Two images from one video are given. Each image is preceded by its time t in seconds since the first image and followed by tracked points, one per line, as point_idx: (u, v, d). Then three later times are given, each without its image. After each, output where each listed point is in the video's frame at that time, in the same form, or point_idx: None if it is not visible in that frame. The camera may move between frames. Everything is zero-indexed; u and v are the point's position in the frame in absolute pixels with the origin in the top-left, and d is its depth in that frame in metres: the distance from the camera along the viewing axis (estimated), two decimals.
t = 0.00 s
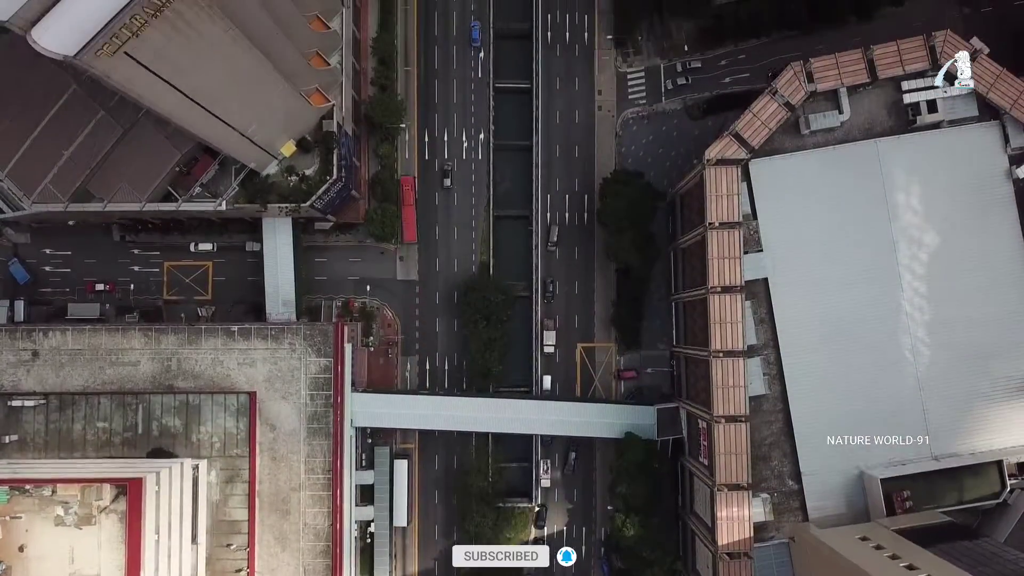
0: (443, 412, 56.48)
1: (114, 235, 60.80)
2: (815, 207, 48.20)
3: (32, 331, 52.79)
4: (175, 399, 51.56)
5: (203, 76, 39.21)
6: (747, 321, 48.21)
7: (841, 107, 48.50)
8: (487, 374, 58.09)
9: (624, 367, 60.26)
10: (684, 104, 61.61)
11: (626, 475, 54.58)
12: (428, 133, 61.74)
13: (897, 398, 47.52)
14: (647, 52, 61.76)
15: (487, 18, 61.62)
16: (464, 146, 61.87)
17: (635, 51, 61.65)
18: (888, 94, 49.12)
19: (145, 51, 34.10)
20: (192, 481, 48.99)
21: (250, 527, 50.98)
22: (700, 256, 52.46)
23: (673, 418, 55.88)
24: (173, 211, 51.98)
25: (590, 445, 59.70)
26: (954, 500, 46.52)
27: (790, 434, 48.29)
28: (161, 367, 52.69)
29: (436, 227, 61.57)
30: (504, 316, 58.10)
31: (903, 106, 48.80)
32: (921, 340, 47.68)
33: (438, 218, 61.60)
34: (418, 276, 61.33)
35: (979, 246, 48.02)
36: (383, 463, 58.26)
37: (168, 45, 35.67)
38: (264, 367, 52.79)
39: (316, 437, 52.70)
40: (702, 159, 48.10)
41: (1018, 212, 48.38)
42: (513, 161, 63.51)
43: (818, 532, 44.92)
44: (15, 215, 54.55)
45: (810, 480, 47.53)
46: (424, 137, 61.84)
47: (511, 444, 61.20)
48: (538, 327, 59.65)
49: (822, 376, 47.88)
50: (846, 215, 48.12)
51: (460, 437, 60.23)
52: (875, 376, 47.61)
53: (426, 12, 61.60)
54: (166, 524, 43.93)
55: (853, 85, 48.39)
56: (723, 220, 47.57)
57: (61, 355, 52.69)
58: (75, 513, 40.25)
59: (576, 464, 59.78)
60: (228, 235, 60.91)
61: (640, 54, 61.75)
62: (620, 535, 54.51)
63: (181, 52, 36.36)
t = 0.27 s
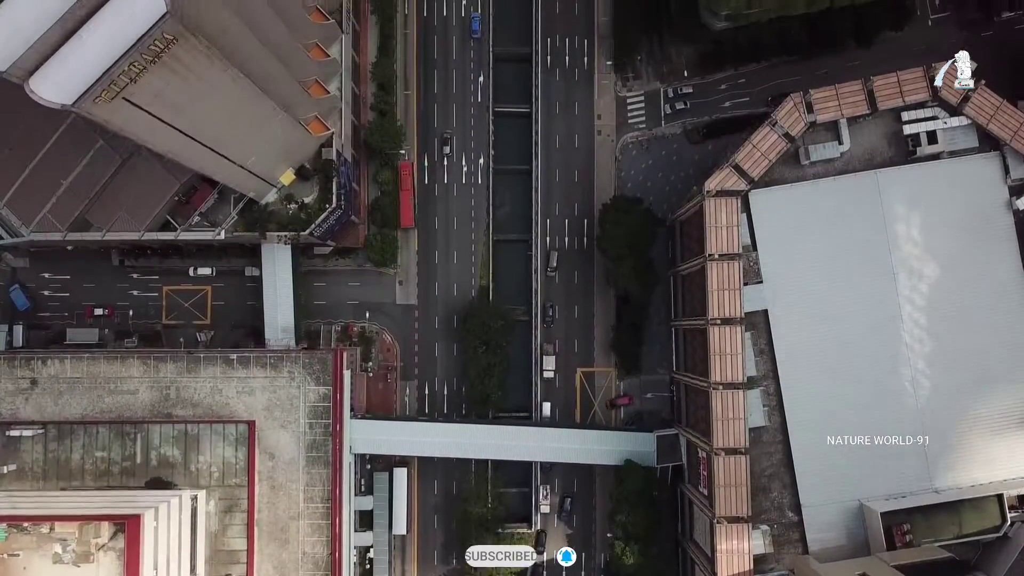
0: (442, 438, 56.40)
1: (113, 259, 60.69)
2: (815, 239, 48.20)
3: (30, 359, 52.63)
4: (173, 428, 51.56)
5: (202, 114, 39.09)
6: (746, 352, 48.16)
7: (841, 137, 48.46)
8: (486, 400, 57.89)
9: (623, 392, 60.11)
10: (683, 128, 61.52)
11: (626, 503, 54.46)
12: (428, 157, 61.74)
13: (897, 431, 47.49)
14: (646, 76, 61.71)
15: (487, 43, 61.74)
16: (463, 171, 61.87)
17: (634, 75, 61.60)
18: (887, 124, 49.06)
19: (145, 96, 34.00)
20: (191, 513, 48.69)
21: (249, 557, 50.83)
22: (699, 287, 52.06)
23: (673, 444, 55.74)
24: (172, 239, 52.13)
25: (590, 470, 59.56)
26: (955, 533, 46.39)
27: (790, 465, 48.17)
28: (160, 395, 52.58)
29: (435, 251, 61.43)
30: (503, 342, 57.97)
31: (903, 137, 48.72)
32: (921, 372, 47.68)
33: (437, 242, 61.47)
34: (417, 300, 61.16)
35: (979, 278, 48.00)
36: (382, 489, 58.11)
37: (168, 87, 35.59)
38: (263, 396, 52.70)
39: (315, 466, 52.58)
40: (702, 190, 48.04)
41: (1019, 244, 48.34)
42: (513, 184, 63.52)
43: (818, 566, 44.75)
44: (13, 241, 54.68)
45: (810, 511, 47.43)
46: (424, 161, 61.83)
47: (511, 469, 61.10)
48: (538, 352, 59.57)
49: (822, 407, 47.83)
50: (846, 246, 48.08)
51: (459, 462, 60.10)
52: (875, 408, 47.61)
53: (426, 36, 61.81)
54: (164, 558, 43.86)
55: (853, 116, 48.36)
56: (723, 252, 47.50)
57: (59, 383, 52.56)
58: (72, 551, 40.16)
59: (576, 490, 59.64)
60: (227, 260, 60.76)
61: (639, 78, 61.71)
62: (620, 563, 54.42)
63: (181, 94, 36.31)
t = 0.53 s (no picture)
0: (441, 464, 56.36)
1: (112, 283, 60.61)
2: (815, 270, 48.23)
3: (29, 387, 52.50)
4: (172, 457, 51.57)
5: (203, 152, 39.19)
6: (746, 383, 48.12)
7: (841, 167, 48.43)
8: (486, 425, 57.79)
9: (623, 416, 60.04)
10: (683, 152, 61.44)
11: (626, 531, 54.42)
12: (427, 181, 61.73)
13: (898, 461, 47.42)
14: (646, 100, 61.63)
15: (486, 66, 61.79)
16: (463, 194, 61.83)
17: (633, 98, 61.51)
18: (887, 154, 48.98)
19: (145, 139, 34.04)
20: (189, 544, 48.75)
21: None
22: (698, 316, 51.96)
23: (673, 470, 55.67)
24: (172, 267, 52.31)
25: (589, 495, 59.50)
26: (954, 565, 46.39)
27: (790, 496, 48.10)
28: (158, 423, 52.48)
29: (434, 274, 61.30)
30: (502, 368, 57.92)
31: (903, 167, 48.60)
32: (920, 403, 47.66)
33: (437, 266, 61.36)
34: (417, 324, 61.07)
35: (978, 308, 47.92)
36: (381, 514, 58.06)
37: (168, 129, 35.68)
38: (262, 424, 52.63)
39: (314, 494, 52.50)
40: (702, 220, 47.99)
41: (1018, 273, 48.27)
42: (512, 207, 63.49)
43: None
44: (11, 267, 54.66)
45: (811, 543, 47.34)
46: (423, 185, 61.78)
47: (510, 493, 61.06)
48: (538, 377, 59.50)
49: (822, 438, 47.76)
50: (845, 277, 48.09)
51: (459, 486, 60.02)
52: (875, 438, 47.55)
53: (425, 60, 61.89)
54: None
55: (853, 146, 48.36)
56: (723, 282, 47.46)
57: (58, 411, 52.47)
58: None
59: (575, 514, 59.57)
60: (226, 284, 60.67)
61: (639, 101, 61.64)
62: None
63: (181, 135, 36.41)
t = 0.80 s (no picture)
0: (441, 493, 56.27)
1: (111, 309, 60.47)
2: (815, 303, 48.15)
3: (27, 418, 52.38)
4: (171, 488, 51.59)
5: (202, 193, 39.11)
6: (746, 417, 48.09)
7: (841, 200, 48.39)
8: (485, 453, 57.66)
9: (622, 443, 59.92)
10: (683, 177, 61.32)
11: (625, 561, 54.31)
12: (427, 207, 61.62)
13: (898, 496, 47.32)
14: (646, 125, 61.55)
15: (485, 92, 61.81)
16: (462, 220, 61.69)
17: (633, 124, 61.45)
18: (887, 187, 48.95)
19: (143, 186, 33.93)
20: None
21: None
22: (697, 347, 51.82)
23: (673, 500, 55.55)
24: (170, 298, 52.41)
25: (589, 522, 59.40)
26: None
27: (790, 529, 48.02)
28: (157, 453, 52.36)
29: (433, 300, 61.17)
30: (501, 395, 57.81)
31: (903, 200, 48.60)
32: (920, 437, 47.59)
33: (436, 291, 61.24)
34: (416, 349, 60.91)
35: (978, 341, 47.88)
36: (381, 542, 57.96)
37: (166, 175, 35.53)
38: (261, 454, 52.51)
39: (313, 524, 52.37)
40: (702, 253, 47.95)
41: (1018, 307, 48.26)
42: (512, 232, 63.39)
43: None
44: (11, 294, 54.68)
45: None
46: (423, 210, 61.66)
47: (510, 519, 60.94)
48: (537, 404, 59.39)
49: (822, 472, 47.65)
50: (845, 310, 48.03)
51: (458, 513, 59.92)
52: (876, 473, 47.43)
53: (425, 85, 61.98)
54: None
55: (852, 179, 48.35)
56: (724, 316, 47.36)
57: (56, 442, 52.34)
58: None
59: (575, 541, 59.46)
60: (225, 310, 60.54)
61: (639, 127, 61.58)
62: None
63: (180, 179, 36.31)
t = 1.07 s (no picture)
0: (440, 523, 56.15)
1: (110, 336, 60.36)
2: (815, 338, 47.99)
3: (25, 449, 52.27)
4: (169, 521, 51.55)
5: (201, 235, 38.95)
6: (745, 451, 48.12)
7: (841, 234, 48.30)
8: (484, 483, 57.51)
9: (622, 471, 59.80)
10: (683, 204, 61.26)
11: None
12: (426, 233, 61.50)
13: (900, 532, 47.11)
14: (646, 152, 61.49)
15: (485, 118, 61.88)
16: (462, 246, 61.55)
17: (632, 150, 61.42)
18: (887, 220, 48.98)
19: (142, 235, 33.77)
20: None
21: None
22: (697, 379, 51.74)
23: (672, 530, 55.45)
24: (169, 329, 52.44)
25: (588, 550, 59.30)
26: None
27: (790, 564, 47.95)
28: (155, 485, 52.25)
29: (432, 327, 61.03)
30: (501, 424, 57.69)
31: (903, 234, 48.55)
32: (921, 472, 47.45)
33: (435, 318, 61.10)
34: (415, 376, 60.79)
35: (979, 376, 47.76)
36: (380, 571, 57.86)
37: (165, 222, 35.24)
38: (259, 486, 52.39)
39: (312, 556, 52.22)
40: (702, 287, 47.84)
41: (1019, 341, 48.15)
42: (511, 258, 63.40)
43: None
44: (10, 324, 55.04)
45: None
46: (422, 237, 61.51)
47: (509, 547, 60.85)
48: (537, 432, 59.26)
49: (822, 507, 47.48)
50: (846, 346, 47.88)
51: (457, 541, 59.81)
52: (877, 509, 47.25)
53: (424, 112, 61.97)
54: None
55: (852, 213, 48.29)
56: (723, 350, 47.38)
57: (54, 473, 52.20)
58: None
59: (574, 569, 59.35)
60: (224, 337, 60.43)
61: (638, 153, 61.56)
62: None
63: (178, 225, 36.11)
